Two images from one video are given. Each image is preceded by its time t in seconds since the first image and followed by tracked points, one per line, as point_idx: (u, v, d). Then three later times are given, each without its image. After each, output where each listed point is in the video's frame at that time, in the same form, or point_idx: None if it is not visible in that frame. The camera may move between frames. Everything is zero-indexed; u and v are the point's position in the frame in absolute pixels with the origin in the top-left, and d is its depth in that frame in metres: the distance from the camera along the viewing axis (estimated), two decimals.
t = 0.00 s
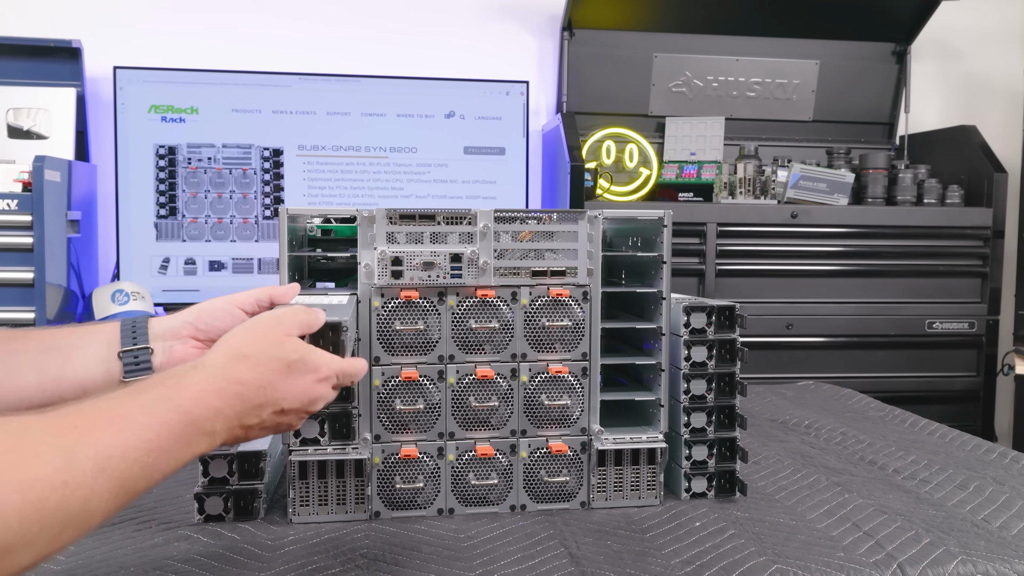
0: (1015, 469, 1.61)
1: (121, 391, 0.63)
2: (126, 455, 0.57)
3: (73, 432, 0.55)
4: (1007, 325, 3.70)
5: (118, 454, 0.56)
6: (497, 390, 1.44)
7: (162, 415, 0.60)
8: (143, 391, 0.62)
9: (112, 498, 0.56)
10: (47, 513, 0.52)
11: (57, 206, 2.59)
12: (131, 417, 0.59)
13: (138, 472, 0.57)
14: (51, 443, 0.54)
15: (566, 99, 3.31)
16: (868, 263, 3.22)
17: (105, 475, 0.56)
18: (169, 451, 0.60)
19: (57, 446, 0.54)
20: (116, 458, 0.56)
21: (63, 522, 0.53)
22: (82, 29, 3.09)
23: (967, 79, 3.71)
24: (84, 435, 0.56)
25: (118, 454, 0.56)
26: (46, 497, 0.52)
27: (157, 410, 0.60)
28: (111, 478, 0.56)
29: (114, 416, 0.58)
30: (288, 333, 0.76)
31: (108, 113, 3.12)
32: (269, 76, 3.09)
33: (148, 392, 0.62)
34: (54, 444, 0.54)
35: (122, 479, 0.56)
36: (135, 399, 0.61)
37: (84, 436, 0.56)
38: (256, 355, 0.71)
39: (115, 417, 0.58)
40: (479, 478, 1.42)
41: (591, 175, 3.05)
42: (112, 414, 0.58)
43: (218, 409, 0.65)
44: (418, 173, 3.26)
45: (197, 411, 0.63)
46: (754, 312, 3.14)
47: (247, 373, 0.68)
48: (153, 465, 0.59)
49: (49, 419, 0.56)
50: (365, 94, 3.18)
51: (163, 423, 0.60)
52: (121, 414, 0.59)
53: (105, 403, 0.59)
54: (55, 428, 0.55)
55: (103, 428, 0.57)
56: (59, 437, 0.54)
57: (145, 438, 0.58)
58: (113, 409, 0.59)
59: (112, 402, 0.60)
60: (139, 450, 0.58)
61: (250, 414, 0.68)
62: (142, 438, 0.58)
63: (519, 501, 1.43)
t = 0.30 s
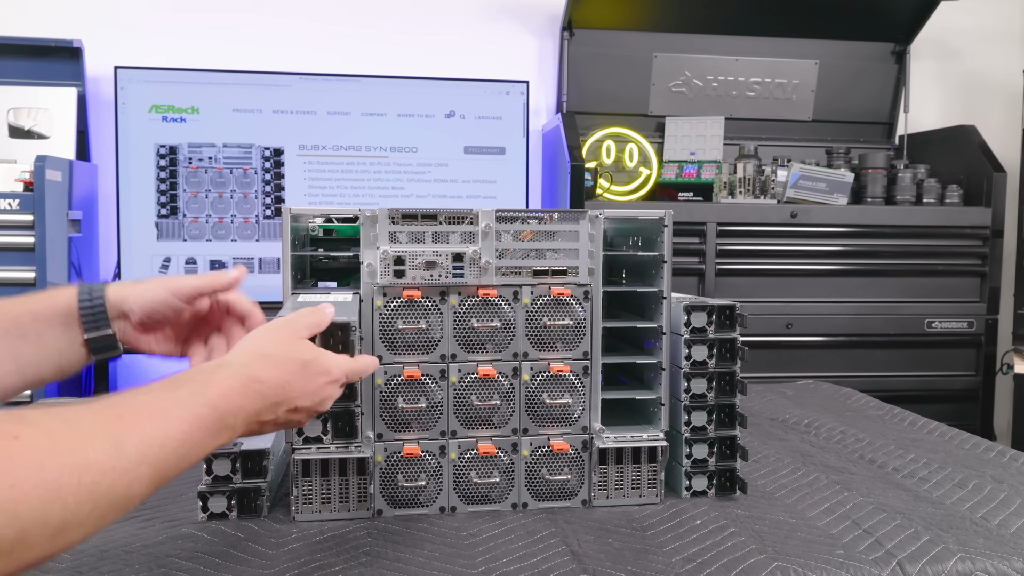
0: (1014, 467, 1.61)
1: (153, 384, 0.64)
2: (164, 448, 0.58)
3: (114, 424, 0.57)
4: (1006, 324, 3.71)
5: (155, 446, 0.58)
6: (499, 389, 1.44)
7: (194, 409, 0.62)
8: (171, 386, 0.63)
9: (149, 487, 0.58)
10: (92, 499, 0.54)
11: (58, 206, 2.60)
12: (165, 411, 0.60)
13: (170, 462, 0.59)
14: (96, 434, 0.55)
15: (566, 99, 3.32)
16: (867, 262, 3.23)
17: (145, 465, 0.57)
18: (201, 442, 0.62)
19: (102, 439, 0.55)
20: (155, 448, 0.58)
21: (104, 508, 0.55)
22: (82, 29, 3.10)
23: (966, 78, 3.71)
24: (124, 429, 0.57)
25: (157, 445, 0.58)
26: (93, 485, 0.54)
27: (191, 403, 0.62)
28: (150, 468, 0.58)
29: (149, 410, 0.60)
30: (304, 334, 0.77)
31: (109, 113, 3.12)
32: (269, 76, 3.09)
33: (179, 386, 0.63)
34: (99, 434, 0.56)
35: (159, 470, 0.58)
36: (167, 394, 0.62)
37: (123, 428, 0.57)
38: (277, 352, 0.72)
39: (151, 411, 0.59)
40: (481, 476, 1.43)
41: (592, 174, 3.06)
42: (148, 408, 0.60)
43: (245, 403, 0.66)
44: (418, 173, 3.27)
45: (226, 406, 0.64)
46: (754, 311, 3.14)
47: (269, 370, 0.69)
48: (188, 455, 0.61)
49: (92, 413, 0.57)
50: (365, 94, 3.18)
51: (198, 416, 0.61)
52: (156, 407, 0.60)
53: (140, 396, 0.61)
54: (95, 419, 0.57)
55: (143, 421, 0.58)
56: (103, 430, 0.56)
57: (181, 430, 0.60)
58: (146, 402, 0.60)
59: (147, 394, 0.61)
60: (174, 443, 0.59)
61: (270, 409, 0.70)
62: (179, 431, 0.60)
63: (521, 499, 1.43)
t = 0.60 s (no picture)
0: (1013, 465, 1.62)
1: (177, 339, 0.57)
2: (196, 391, 0.52)
3: (144, 365, 0.51)
4: (1005, 324, 3.72)
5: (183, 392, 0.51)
6: (500, 388, 1.45)
7: (218, 358, 0.55)
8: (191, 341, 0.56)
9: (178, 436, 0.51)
10: (120, 441, 0.47)
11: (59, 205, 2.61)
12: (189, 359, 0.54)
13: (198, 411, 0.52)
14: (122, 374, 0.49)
15: (566, 99, 3.32)
16: (867, 261, 3.24)
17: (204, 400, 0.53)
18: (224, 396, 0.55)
19: (131, 378, 0.49)
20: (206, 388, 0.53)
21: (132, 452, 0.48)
22: (83, 28, 3.10)
23: (966, 78, 3.72)
24: (151, 371, 0.51)
25: (187, 388, 0.51)
26: (122, 424, 0.47)
27: (214, 353, 0.55)
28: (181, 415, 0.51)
29: (173, 357, 0.53)
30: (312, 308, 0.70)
31: (110, 112, 3.13)
32: (270, 75, 3.10)
33: (199, 338, 0.56)
34: (126, 373, 0.49)
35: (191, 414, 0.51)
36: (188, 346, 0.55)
37: (149, 371, 0.51)
38: (293, 314, 0.65)
39: (175, 358, 0.53)
40: (483, 474, 1.43)
41: (591, 173, 3.07)
42: (170, 356, 0.53)
43: (265, 362, 0.59)
44: (418, 172, 3.27)
45: (247, 361, 0.57)
46: (754, 310, 3.15)
47: (287, 330, 0.62)
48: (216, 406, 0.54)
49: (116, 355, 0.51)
50: (366, 94, 3.19)
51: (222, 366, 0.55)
52: (179, 356, 0.54)
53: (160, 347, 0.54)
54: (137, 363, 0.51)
55: (170, 364, 0.52)
56: (132, 369, 0.50)
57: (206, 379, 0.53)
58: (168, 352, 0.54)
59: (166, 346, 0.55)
60: (201, 391, 0.52)
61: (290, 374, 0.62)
62: (207, 377, 0.53)
63: (522, 497, 1.44)
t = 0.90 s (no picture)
0: (1012, 463, 1.63)
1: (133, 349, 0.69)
2: (142, 398, 0.63)
3: (96, 376, 0.63)
4: (1005, 323, 3.73)
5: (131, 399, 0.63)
6: (503, 386, 1.45)
7: (161, 365, 0.67)
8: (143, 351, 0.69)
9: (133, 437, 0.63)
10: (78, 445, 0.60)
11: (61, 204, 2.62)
12: (138, 367, 0.66)
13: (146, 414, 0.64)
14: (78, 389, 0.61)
15: (566, 98, 3.33)
16: (867, 260, 3.25)
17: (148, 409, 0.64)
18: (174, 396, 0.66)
19: (84, 391, 0.61)
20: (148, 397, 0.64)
21: (89, 456, 0.60)
22: (84, 28, 3.11)
23: (965, 77, 3.73)
24: (104, 383, 0.63)
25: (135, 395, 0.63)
26: (78, 429, 0.60)
27: (159, 363, 0.67)
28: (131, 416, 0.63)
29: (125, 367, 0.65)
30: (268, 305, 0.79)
31: (112, 112, 3.14)
32: (271, 75, 3.11)
33: (149, 346, 0.69)
34: (80, 386, 0.62)
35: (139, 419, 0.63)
36: (138, 355, 0.67)
37: (101, 383, 0.63)
38: (238, 311, 0.75)
39: (127, 367, 0.65)
40: (485, 472, 1.44)
41: (592, 173, 3.07)
42: (122, 365, 0.65)
43: (208, 362, 0.70)
44: (419, 171, 3.28)
45: (190, 361, 0.69)
46: (754, 310, 3.16)
47: (228, 327, 0.73)
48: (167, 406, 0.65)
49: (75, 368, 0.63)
50: (367, 93, 3.20)
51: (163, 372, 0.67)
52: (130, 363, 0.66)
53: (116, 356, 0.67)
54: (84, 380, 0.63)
55: (120, 375, 0.64)
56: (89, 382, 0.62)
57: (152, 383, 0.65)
58: (123, 361, 0.66)
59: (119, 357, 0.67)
60: (150, 396, 0.64)
61: (237, 368, 0.72)
62: (153, 384, 0.65)
63: (525, 495, 1.44)
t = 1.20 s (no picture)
0: (1012, 464, 1.63)
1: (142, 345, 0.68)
2: (149, 388, 0.62)
3: (100, 368, 0.61)
4: (1005, 323, 3.74)
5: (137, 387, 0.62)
6: (503, 387, 1.45)
7: (159, 358, 0.65)
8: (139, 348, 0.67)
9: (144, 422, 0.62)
10: (94, 428, 0.58)
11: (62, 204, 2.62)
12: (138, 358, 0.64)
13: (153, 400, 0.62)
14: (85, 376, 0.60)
15: (566, 99, 3.33)
16: (867, 260, 3.25)
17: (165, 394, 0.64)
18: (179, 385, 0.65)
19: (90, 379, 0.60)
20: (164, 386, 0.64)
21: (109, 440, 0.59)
22: (85, 28, 3.11)
23: (965, 77, 3.73)
24: (107, 373, 0.61)
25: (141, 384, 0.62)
26: (91, 415, 0.58)
27: (157, 355, 0.66)
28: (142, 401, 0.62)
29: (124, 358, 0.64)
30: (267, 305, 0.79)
31: (113, 112, 3.14)
32: (271, 75, 3.11)
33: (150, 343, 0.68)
34: (88, 375, 0.60)
35: (155, 404, 0.62)
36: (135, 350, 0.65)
37: (103, 373, 0.61)
38: (224, 311, 0.73)
39: (126, 359, 0.64)
40: (486, 473, 1.44)
41: (592, 173, 3.08)
42: (120, 357, 0.64)
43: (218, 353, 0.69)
44: (420, 171, 3.28)
45: (187, 353, 0.67)
46: (753, 310, 3.16)
47: (219, 324, 0.71)
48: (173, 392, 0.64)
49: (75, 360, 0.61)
50: (367, 93, 3.20)
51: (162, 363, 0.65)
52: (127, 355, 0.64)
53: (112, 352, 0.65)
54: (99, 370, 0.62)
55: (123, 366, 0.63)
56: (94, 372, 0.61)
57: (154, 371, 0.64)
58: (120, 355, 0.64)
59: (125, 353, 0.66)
60: (155, 384, 0.63)
61: (236, 362, 0.71)
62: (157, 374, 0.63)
63: (525, 496, 1.44)
